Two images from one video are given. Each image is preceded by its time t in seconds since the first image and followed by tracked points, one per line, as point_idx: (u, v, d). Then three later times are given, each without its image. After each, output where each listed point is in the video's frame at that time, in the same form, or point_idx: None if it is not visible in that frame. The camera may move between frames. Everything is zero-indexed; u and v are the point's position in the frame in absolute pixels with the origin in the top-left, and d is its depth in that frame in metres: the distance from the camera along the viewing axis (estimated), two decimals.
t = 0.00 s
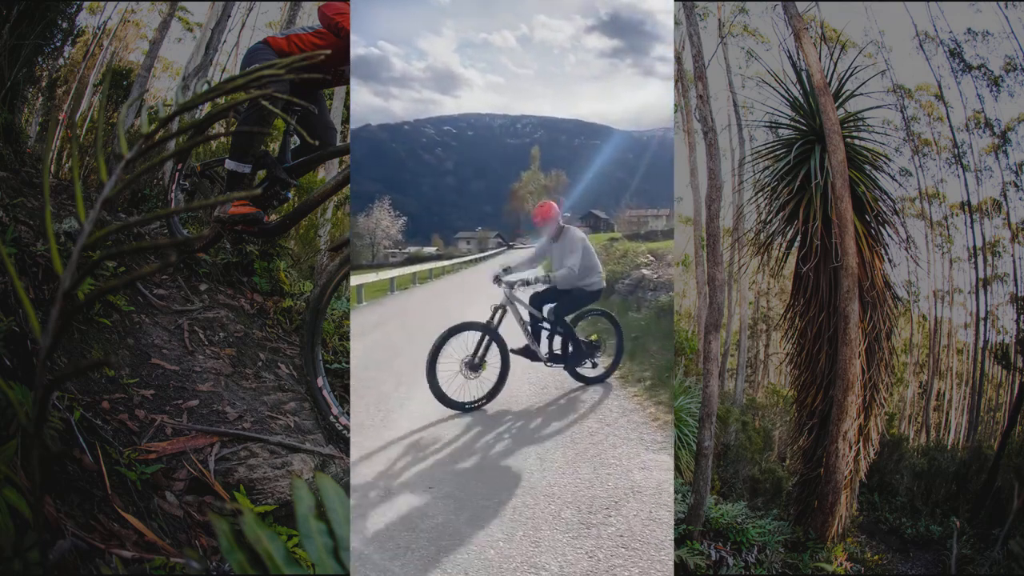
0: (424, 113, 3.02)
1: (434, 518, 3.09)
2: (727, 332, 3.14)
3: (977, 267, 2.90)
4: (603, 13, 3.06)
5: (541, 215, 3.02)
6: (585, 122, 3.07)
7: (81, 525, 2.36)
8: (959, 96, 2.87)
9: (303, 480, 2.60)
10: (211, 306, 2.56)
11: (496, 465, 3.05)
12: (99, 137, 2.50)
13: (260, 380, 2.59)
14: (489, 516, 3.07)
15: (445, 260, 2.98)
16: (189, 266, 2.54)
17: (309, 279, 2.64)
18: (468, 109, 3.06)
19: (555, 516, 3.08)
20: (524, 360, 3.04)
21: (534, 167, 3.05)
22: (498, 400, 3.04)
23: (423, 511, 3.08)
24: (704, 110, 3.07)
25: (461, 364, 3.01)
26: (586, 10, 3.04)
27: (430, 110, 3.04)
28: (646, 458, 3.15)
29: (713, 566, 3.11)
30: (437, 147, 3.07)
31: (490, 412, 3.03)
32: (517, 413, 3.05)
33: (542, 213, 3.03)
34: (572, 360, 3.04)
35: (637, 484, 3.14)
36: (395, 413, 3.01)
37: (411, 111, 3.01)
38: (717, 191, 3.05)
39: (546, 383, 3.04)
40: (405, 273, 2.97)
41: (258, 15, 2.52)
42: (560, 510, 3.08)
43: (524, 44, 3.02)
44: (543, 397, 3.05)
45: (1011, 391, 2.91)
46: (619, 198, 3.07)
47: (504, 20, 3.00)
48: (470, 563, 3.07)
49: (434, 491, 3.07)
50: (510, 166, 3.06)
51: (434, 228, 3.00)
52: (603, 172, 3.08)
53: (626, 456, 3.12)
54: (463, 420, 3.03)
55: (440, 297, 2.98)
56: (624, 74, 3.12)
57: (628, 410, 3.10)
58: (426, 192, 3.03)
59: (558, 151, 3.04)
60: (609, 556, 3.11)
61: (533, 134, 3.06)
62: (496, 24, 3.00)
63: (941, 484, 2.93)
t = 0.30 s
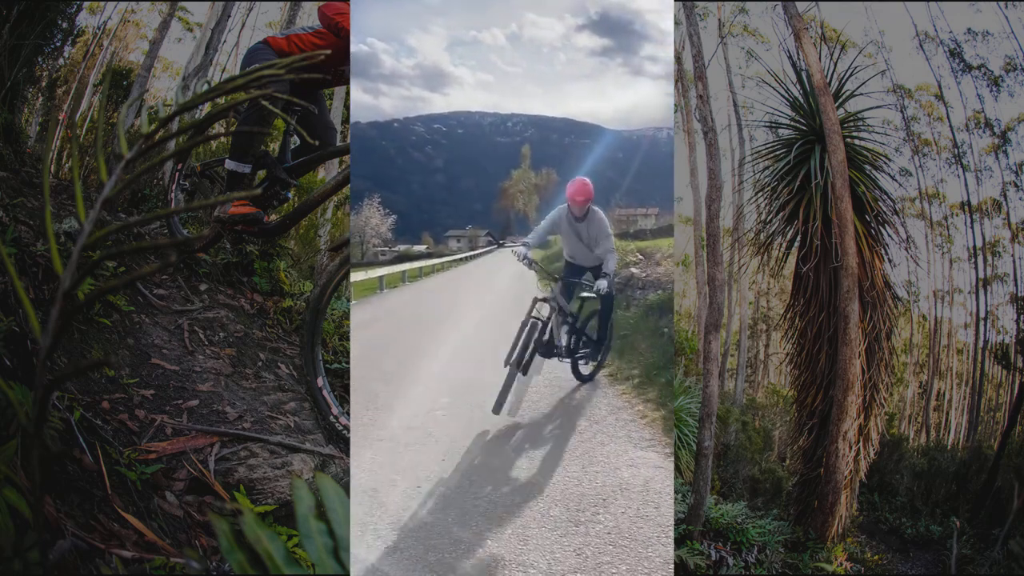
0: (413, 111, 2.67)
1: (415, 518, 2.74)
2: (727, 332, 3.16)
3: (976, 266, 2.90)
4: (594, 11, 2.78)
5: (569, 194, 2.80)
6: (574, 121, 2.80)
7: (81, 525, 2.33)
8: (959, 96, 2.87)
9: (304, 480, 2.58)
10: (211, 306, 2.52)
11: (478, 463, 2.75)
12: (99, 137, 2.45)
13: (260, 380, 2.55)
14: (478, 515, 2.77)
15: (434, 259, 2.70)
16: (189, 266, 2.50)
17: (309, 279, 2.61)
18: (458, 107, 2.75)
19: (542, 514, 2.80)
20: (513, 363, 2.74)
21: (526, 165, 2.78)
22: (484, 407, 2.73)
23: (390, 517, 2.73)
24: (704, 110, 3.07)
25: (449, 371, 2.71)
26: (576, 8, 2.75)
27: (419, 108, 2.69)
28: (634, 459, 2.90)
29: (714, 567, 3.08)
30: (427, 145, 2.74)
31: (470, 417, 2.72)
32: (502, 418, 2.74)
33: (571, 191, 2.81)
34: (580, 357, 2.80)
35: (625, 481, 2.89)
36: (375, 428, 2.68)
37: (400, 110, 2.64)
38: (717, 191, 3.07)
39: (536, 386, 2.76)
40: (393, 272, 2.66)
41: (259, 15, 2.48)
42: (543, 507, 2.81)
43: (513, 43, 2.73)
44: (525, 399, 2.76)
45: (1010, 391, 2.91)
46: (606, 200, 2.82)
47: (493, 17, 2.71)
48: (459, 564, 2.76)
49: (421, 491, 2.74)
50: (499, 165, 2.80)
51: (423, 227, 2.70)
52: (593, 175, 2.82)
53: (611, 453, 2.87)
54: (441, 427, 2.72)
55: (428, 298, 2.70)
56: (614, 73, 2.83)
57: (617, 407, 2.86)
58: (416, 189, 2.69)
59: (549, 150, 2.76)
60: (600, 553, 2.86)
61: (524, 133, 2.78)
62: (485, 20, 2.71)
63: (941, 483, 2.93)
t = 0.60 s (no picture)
0: (405, 108, 2.72)
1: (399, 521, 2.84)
2: (727, 332, 3.16)
3: (977, 266, 2.91)
4: (584, 10, 2.83)
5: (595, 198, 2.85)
6: (560, 122, 2.87)
7: (81, 525, 2.31)
8: (959, 96, 2.87)
9: (303, 480, 2.55)
10: (211, 305, 2.50)
11: (467, 459, 2.85)
12: (99, 138, 2.44)
13: (260, 380, 2.53)
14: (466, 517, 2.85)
15: (426, 258, 2.80)
16: (189, 266, 2.47)
17: (309, 279, 2.58)
18: (448, 104, 2.79)
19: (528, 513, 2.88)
20: (504, 361, 2.84)
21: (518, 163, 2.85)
22: (474, 403, 2.82)
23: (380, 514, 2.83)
24: (704, 110, 3.07)
25: (441, 368, 2.81)
26: (567, 7, 2.81)
27: (411, 106, 2.75)
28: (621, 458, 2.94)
29: (714, 566, 3.08)
30: (418, 143, 2.79)
31: (461, 413, 2.83)
32: (492, 414, 2.83)
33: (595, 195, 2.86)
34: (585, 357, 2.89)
35: (611, 481, 2.93)
36: (364, 428, 2.78)
37: (391, 106, 2.70)
38: (717, 191, 3.06)
39: (526, 383, 2.84)
40: (386, 270, 2.74)
41: (259, 15, 2.38)
42: (530, 506, 2.89)
43: (505, 41, 2.79)
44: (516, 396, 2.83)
45: (1011, 391, 2.91)
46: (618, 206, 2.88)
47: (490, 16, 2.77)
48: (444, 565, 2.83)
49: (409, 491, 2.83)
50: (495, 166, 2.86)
51: (415, 226, 2.78)
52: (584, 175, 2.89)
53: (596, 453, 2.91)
54: (429, 425, 2.82)
55: (422, 296, 2.80)
56: (605, 73, 2.87)
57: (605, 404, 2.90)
58: (408, 188, 2.75)
59: (540, 149, 2.82)
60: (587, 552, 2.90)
61: (516, 131, 2.83)
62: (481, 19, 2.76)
63: (942, 484, 2.93)
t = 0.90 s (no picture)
0: (399, 109, 2.61)
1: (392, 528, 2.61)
2: (727, 332, 3.23)
3: (976, 266, 2.92)
4: (577, 7, 2.69)
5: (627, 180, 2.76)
6: (557, 121, 2.75)
7: (81, 525, 2.25)
8: (959, 96, 2.88)
9: (303, 480, 2.52)
10: (211, 306, 2.50)
11: (460, 464, 2.65)
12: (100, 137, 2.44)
13: (260, 380, 2.54)
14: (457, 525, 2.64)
15: (420, 256, 2.62)
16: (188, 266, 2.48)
17: (309, 279, 2.59)
18: (443, 102, 2.68)
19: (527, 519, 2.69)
20: (497, 361, 2.71)
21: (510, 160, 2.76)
22: (467, 406, 2.67)
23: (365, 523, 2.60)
24: (705, 109, 3.11)
25: (431, 371, 2.64)
26: (559, 5, 2.66)
27: (406, 106, 2.62)
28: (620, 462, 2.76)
29: (713, 566, 3.03)
30: (412, 142, 2.67)
31: (453, 417, 2.66)
32: (485, 418, 2.67)
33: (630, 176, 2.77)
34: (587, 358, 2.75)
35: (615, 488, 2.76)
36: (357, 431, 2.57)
37: (385, 107, 2.57)
38: (717, 190, 3.10)
39: (520, 384, 2.69)
40: (379, 271, 2.57)
41: (258, 15, 2.34)
42: (526, 514, 2.68)
43: (498, 40, 2.65)
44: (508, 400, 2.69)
45: (1011, 391, 2.93)
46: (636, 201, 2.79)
47: (480, 14, 2.62)
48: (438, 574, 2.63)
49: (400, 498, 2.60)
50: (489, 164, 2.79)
51: (408, 226, 2.63)
52: (579, 174, 2.78)
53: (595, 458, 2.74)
54: (422, 429, 2.63)
55: (415, 298, 2.61)
56: (599, 72, 2.75)
57: (603, 406, 2.75)
58: (402, 187, 2.64)
59: (534, 148, 2.74)
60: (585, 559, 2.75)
61: (510, 129, 2.73)
62: (473, 17, 2.62)
63: (941, 483, 2.94)
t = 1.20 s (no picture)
0: (394, 109, 2.58)
1: (387, 551, 2.61)
2: (727, 332, 3.21)
3: (977, 266, 2.92)
4: (572, 6, 2.65)
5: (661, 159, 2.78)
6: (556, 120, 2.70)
7: (81, 525, 2.27)
8: (959, 96, 2.87)
9: (303, 480, 2.53)
10: (212, 306, 2.47)
11: (459, 476, 2.62)
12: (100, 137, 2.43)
13: (260, 380, 2.52)
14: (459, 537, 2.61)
15: (416, 256, 2.63)
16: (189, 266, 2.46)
17: (309, 279, 2.57)
18: (437, 102, 2.65)
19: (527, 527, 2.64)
20: (496, 364, 2.70)
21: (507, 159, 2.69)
22: (466, 411, 2.64)
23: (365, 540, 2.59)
24: (705, 110, 3.11)
25: (428, 374, 2.61)
26: (555, 4, 2.62)
27: (401, 106, 2.60)
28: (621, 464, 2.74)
29: (714, 566, 3.07)
30: (409, 142, 2.66)
31: (451, 422, 2.63)
32: (485, 426, 2.65)
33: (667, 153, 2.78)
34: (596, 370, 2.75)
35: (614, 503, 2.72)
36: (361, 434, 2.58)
37: (379, 107, 2.55)
38: (717, 191, 3.10)
39: (521, 389, 2.68)
40: (374, 271, 2.58)
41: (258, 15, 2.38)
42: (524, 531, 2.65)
43: (493, 39, 2.63)
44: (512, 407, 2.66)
45: (1011, 391, 2.94)
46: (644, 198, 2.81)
47: (474, 13, 2.61)
48: None
49: (396, 515, 2.59)
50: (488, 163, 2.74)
51: (406, 225, 2.64)
52: (574, 171, 2.72)
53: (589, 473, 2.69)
54: (418, 436, 2.60)
55: (412, 298, 2.60)
56: (594, 71, 2.71)
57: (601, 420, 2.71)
58: (398, 187, 2.63)
59: (530, 146, 2.68)
60: None
61: (506, 129, 2.68)
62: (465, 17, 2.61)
63: (941, 483, 2.94)
